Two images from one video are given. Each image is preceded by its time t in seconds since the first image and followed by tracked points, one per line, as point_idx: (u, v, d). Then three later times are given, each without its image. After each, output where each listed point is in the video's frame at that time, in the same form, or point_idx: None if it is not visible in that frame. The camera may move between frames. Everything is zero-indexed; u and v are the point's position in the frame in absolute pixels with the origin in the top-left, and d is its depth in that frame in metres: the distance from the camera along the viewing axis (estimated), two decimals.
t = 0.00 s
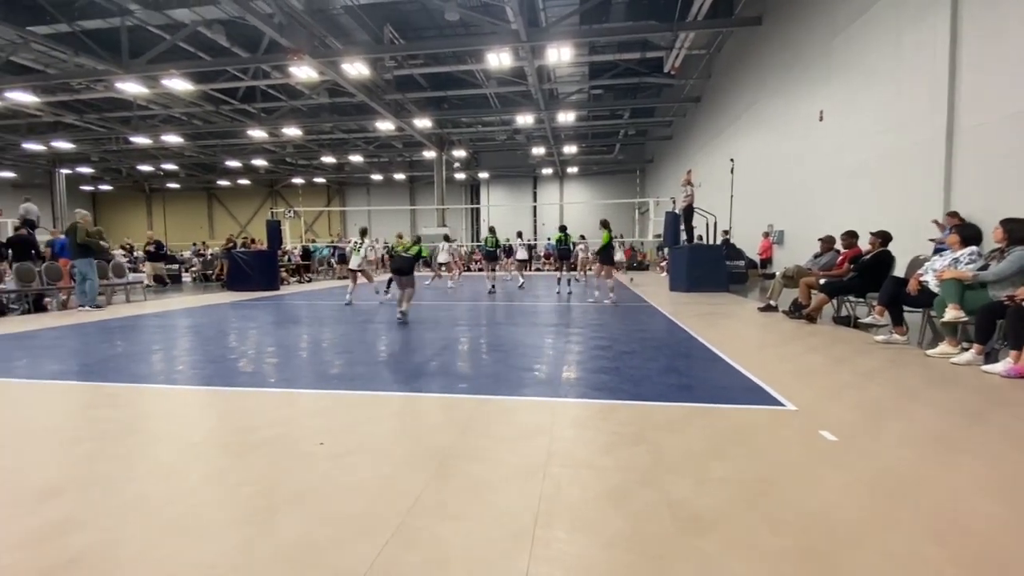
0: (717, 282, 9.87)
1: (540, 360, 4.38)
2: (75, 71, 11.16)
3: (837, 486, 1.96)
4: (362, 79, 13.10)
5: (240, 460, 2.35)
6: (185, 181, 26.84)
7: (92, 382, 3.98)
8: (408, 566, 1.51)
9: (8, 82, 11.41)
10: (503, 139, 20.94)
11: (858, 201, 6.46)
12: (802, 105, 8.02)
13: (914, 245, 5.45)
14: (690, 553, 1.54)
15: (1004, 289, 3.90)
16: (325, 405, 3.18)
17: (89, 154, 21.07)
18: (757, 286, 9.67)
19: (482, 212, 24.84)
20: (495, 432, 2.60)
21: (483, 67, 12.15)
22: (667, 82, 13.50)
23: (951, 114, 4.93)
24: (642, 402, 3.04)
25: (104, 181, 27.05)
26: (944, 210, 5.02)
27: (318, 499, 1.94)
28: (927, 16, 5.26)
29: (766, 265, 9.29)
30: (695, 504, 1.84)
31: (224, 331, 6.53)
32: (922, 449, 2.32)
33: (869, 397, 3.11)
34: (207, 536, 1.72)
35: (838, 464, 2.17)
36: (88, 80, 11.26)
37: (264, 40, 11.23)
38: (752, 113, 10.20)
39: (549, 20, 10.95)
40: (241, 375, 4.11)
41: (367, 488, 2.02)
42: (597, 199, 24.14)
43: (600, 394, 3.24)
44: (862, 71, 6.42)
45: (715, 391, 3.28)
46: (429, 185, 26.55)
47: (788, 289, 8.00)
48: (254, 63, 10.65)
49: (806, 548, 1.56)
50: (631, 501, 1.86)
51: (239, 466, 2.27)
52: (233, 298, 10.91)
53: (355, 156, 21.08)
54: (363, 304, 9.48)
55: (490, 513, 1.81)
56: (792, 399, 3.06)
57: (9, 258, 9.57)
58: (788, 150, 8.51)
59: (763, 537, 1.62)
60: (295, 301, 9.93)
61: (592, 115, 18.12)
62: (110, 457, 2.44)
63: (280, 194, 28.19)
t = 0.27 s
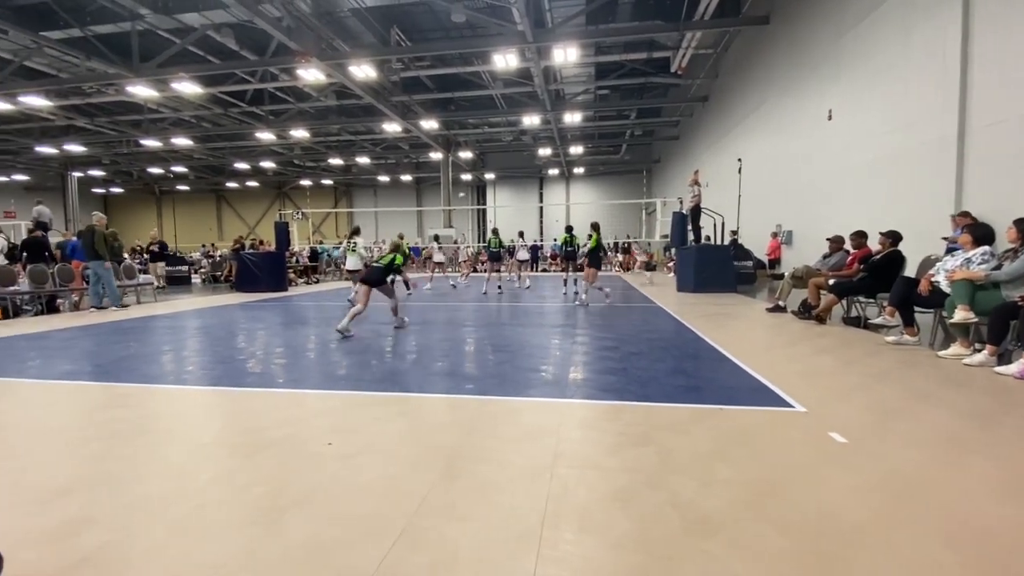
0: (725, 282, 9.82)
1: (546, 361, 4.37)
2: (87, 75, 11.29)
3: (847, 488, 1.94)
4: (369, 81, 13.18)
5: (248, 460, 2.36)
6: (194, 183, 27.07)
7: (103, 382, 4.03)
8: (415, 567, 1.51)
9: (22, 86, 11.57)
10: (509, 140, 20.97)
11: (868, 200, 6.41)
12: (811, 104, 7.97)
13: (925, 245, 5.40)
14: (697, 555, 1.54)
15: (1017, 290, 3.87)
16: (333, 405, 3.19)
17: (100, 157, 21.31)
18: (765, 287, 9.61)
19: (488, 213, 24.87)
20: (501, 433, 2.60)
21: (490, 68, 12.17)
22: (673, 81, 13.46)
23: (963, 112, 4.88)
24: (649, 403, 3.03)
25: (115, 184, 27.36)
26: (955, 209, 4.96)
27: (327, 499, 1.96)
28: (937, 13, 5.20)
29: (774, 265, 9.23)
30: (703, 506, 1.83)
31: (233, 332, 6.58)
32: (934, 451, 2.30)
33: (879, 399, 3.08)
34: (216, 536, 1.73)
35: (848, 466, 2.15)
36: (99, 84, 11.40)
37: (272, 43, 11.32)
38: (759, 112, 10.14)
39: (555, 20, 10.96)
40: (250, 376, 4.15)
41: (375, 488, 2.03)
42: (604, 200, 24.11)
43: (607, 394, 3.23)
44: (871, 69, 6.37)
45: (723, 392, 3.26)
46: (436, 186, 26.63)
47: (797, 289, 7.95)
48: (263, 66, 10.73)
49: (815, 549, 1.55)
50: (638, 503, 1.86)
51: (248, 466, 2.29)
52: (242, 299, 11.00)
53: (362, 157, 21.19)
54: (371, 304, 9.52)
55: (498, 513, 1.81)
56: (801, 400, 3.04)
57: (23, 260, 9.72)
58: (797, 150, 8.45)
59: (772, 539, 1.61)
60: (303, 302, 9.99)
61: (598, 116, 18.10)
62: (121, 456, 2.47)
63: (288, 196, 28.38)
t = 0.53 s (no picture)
0: (733, 284, 9.77)
1: (554, 362, 4.37)
2: (99, 80, 11.44)
3: (858, 491, 1.93)
4: (377, 84, 13.25)
5: (257, 461, 2.37)
6: (204, 186, 27.33)
7: (115, 383, 4.07)
8: (423, 568, 1.52)
9: (36, 91, 11.74)
10: (515, 142, 21.00)
11: (879, 201, 6.34)
12: (820, 104, 7.91)
13: (936, 246, 5.34)
14: (706, 558, 1.53)
15: None
16: (341, 406, 3.21)
17: (112, 160, 21.57)
18: (774, 288, 9.54)
19: (494, 214, 24.91)
20: (508, 435, 2.59)
21: (496, 70, 12.19)
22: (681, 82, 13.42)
23: (976, 112, 4.82)
24: (658, 405, 3.01)
25: (126, 187, 27.67)
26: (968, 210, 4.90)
27: (336, 499, 1.97)
28: (949, 12, 5.15)
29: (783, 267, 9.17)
30: (712, 509, 1.81)
31: (242, 333, 6.64)
32: (947, 454, 2.27)
33: (890, 401, 3.04)
34: (225, 536, 1.73)
35: (859, 469, 2.13)
36: (111, 88, 11.54)
37: (280, 46, 11.41)
38: (768, 112, 10.08)
39: (562, 22, 10.97)
40: (259, 377, 4.17)
41: (384, 488, 2.04)
42: (610, 201, 24.07)
43: (614, 397, 3.22)
44: (882, 68, 6.32)
45: (731, 394, 3.24)
46: (443, 188, 26.72)
47: (806, 291, 7.89)
48: (272, 69, 10.82)
49: (827, 553, 1.54)
50: (646, 505, 1.85)
51: (257, 467, 2.30)
52: (251, 300, 11.08)
53: (370, 159, 21.31)
54: (378, 306, 9.56)
55: (505, 515, 1.81)
56: (810, 403, 3.02)
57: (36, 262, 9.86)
58: (806, 150, 8.39)
59: (782, 543, 1.59)
60: (311, 303, 10.06)
61: (605, 117, 18.08)
62: (132, 456, 2.49)
63: (296, 198, 28.57)
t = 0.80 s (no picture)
0: (741, 287, 9.70)
1: (561, 364, 4.35)
2: (112, 84, 11.58)
3: (870, 496, 1.90)
4: (384, 87, 13.31)
5: (266, 461, 2.39)
6: (215, 188, 27.58)
7: (126, 383, 4.11)
8: (432, 569, 1.51)
9: (49, 95, 11.90)
10: (523, 144, 21.01)
11: (890, 203, 6.28)
12: (830, 105, 7.85)
13: (949, 248, 5.28)
14: (715, 562, 1.52)
15: None
16: (349, 407, 3.22)
17: (124, 163, 21.82)
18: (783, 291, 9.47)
19: (501, 216, 24.93)
20: (516, 437, 2.59)
21: (504, 73, 12.21)
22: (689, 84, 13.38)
23: (989, 112, 4.76)
24: (666, 408, 2.99)
25: (138, 190, 27.97)
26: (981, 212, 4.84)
27: (344, 499, 1.97)
28: (961, 11, 5.10)
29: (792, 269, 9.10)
30: (722, 513, 1.80)
31: (251, 335, 6.69)
32: (961, 459, 2.24)
33: (903, 405, 3.01)
34: (235, 536, 1.74)
35: (870, 473, 2.10)
36: (123, 92, 11.68)
37: (290, 50, 11.49)
38: (777, 113, 10.02)
39: (569, 24, 10.96)
40: (268, 378, 4.20)
41: (392, 490, 2.04)
42: (618, 203, 24.02)
43: (622, 399, 3.21)
44: (893, 69, 6.26)
45: (740, 397, 3.21)
46: (450, 190, 26.78)
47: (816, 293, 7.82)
48: (281, 73, 10.91)
49: (838, 558, 1.52)
50: (655, 508, 1.84)
51: (266, 467, 2.31)
52: (260, 302, 11.16)
53: (377, 162, 21.43)
54: (386, 308, 9.59)
55: (513, 517, 1.80)
56: (821, 406, 2.99)
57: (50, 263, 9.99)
58: (816, 151, 8.32)
59: (794, 548, 1.57)
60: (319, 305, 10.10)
61: (612, 119, 18.05)
62: (144, 456, 2.51)
63: (305, 200, 28.74)
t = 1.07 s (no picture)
0: (746, 289, 9.66)
1: (565, 366, 4.35)
2: (120, 87, 11.68)
3: (877, 499, 1.89)
4: (389, 90, 13.37)
5: (271, 461, 2.40)
6: (221, 190, 27.76)
7: (134, 383, 4.15)
8: (435, 569, 1.52)
9: (59, 98, 12.01)
10: (527, 146, 21.04)
11: (897, 204, 6.24)
12: (836, 106, 7.82)
13: (956, 250, 5.24)
14: (719, 564, 1.51)
15: None
16: (354, 408, 3.23)
17: (132, 165, 22.00)
18: (789, 293, 9.42)
19: (506, 218, 24.97)
20: (520, 438, 2.59)
21: (509, 75, 12.23)
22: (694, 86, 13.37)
23: (997, 112, 4.73)
24: (670, 410, 2.99)
25: (145, 192, 28.17)
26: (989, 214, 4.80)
27: (349, 500, 1.98)
28: (969, 11, 5.07)
29: (798, 271, 9.06)
30: (726, 515, 1.79)
31: (256, 336, 6.73)
32: (969, 463, 2.22)
33: (910, 409, 2.98)
34: (241, 534, 1.75)
35: (877, 476, 2.09)
36: (132, 94, 11.78)
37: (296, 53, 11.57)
38: (783, 115, 9.99)
39: (573, 27, 10.99)
40: (272, 378, 4.22)
41: (397, 490, 2.05)
42: (622, 205, 24.00)
43: (626, 402, 3.20)
44: (899, 70, 6.24)
45: (745, 400, 3.19)
46: (454, 192, 26.85)
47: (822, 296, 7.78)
48: (287, 76, 10.98)
49: (844, 561, 1.51)
50: (659, 510, 1.83)
51: (271, 467, 2.32)
52: (266, 303, 11.22)
53: (382, 164, 21.53)
54: (391, 309, 9.60)
55: (517, 518, 1.80)
56: (827, 409, 2.97)
57: (59, 264, 10.08)
58: (822, 152, 8.28)
59: (798, 551, 1.57)
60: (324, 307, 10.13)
61: (617, 121, 18.06)
62: (152, 455, 2.54)
63: (310, 202, 28.87)
